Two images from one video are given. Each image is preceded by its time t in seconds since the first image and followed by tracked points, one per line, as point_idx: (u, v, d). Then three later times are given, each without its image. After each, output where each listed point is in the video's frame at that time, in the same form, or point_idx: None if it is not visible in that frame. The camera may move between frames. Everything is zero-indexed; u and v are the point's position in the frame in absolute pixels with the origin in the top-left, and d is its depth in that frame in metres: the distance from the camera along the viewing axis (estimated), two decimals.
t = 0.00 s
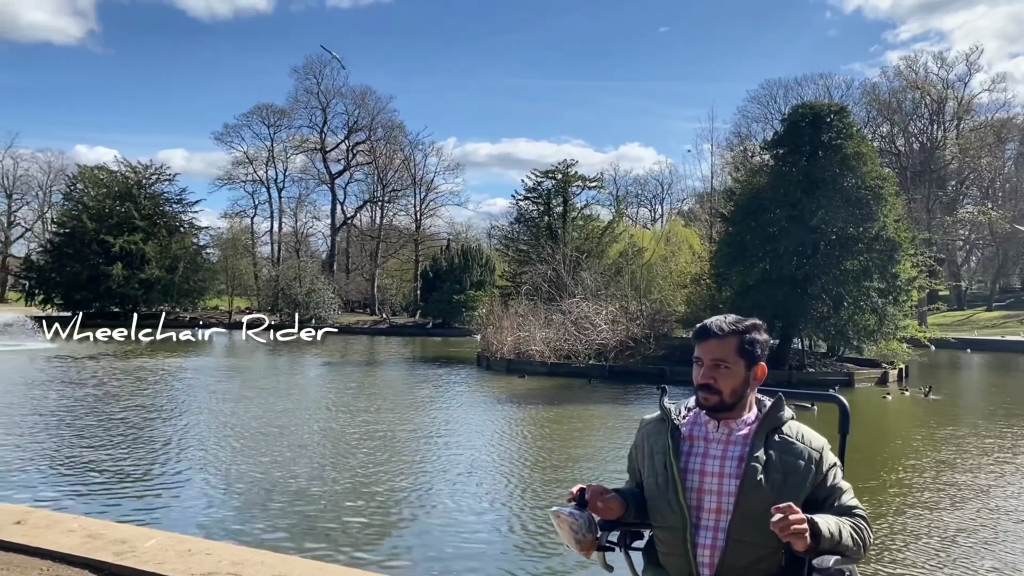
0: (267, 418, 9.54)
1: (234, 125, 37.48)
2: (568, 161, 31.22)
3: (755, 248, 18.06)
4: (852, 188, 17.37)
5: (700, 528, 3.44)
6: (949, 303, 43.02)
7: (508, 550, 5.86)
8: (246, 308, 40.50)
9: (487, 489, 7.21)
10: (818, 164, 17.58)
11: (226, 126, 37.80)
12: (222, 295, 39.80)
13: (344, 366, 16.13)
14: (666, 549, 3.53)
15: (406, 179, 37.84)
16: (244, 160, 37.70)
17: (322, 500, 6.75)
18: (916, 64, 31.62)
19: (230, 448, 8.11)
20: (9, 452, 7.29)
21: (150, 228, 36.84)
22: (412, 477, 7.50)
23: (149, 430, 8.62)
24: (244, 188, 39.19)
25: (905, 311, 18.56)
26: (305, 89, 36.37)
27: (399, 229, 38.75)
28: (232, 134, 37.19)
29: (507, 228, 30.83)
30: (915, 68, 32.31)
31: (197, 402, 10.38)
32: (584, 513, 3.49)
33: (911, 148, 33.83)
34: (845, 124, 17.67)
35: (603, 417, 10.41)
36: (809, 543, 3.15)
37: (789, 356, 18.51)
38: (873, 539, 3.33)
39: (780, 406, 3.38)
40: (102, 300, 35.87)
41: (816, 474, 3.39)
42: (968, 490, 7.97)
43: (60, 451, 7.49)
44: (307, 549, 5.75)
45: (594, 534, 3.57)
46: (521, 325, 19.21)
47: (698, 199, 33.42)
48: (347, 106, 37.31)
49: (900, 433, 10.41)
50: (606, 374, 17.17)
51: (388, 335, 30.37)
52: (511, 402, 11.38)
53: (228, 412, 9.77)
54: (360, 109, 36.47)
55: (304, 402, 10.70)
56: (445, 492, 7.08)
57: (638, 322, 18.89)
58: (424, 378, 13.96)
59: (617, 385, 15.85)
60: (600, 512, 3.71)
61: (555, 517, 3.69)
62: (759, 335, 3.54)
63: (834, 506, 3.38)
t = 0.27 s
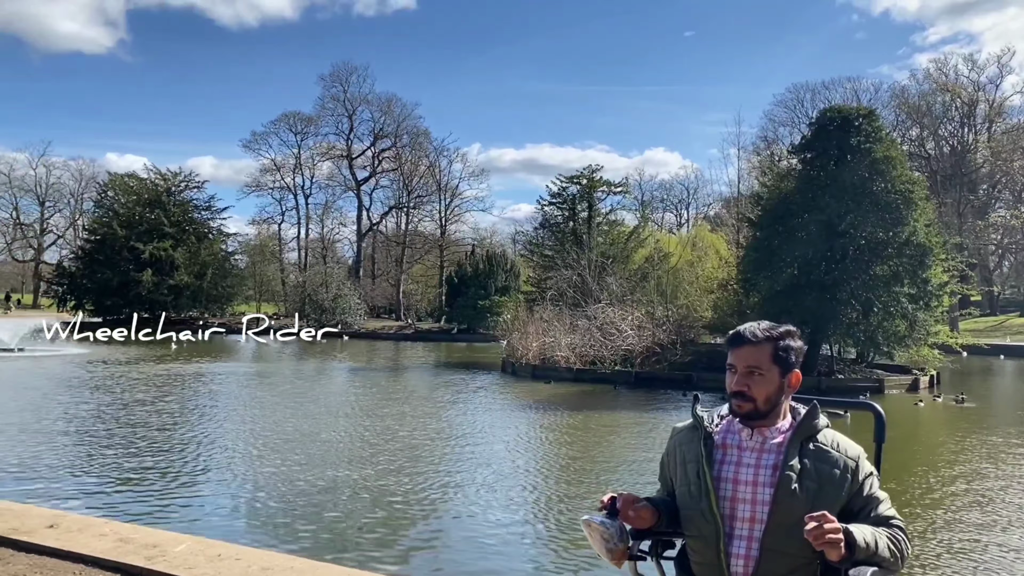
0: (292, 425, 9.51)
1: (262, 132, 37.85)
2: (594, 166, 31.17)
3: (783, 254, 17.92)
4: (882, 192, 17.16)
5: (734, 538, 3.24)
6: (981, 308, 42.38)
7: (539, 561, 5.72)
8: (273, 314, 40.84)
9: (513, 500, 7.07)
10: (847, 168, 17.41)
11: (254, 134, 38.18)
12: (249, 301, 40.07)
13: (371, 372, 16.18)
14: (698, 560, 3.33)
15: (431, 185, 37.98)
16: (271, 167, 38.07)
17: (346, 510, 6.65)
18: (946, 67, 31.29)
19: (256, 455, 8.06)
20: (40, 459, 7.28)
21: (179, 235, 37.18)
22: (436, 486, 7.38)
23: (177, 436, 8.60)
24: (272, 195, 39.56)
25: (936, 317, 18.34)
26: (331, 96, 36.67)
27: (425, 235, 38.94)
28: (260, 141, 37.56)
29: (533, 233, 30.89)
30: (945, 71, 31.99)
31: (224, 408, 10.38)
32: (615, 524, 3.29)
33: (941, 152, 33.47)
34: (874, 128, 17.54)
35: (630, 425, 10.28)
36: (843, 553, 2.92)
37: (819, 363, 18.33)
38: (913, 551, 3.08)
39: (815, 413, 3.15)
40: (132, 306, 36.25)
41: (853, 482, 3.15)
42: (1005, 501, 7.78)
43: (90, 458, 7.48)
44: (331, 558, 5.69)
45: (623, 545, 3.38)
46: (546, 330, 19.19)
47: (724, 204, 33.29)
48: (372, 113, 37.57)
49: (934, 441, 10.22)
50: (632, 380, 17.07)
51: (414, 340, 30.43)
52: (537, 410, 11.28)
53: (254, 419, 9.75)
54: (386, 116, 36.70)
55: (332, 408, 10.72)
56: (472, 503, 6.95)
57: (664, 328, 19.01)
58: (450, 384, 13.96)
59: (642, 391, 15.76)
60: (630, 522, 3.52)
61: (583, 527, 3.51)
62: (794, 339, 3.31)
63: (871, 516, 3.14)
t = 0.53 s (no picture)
0: (318, 431, 9.50)
1: (289, 141, 38.21)
2: (620, 172, 31.08)
3: (812, 260, 17.78)
4: (912, 197, 16.99)
5: (768, 548, 3.10)
6: (1015, 314, 41.69)
7: (571, 571, 5.64)
8: (300, 321, 41.12)
9: (540, 509, 6.98)
10: (878, 172, 17.18)
11: (281, 142, 38.55)
12: (278, 308, 40.39)
13: (398, 378, 16.23)
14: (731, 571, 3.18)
15: (457, 192, 38.09)
16: (299, 175, 38.41)
17: (372, 519, 6.60)
18: (978, 70, 30.89)
19: (284, 462, 8.05)
20: (73, 465, 7.33)
21: (208, 242, 37.57)
22: (463, 495, 7.32)
23: (206, 443, 8.63)
24: (299, 202, 39.91)
25: (969, 323, 18.11)
26: (358, 104, 36.94)
27: (450, 241, 39.10)
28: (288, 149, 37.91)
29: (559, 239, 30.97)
30: (977, 74, 31.58)
31: (252, 414, 10.41)
32: (647, 535, 3.13)
33: (973, 156, 33.06)
34: (904, 132, 17.36)
35: (659, 434, 10.16)
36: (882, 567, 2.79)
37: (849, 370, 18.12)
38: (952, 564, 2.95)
39: (851, 422, 3.00)
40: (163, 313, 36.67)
41: (890, 492, 3.00)
42: None
43: (121, 464, 7.51)
44: (361, 564, 5.69)
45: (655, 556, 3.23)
46: (573, 337, 19.16)
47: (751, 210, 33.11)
48: (398, 121, 37.81)
49: (969, 451, 10.03)
50: (659, 388, 16.98)
51: (439, 346, 30.48)
52: (564, 417, 11.20)
53: (281, 425, 9.76)
54: (411, 123, 36.90)
55: (361, 414, 10.76)
56: (498, 512, 6.87)
57: (691, 335, 18.66)
58: (477, 390, 13.98)
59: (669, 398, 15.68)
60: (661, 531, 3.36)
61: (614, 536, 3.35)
62: (829, 347, 3.16)
63: (909, 527, 2.99)
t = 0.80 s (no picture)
0: (344, 438, 9.49)
1: (317, 149, 38.55)
2: (646, 179, 30.93)
3: (841, 266, 17.65)
4: (943, 202, 16.81)
5: (802, 558, 2.92)
6: None
7: None
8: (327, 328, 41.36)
9: (568, 518, 6.91)
10: (907, 178, 17.09)
11: (309, 151, 38.91)
12: (306, 315, 40.68)
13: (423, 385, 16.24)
14: None
15: (482, 200, 38.18)
16: (326, 183, 38.75)
17: (397, 526, 6.56)
18: (1011, 73, 30.42)
19: (308, 469, 8.04)
20: (103, 470, 7.38)
21: (237, 250, 37.97)
22: (488, 503, 7.25)
23: (233, 449, 8.66)
24: (326, 210, 40.25)
25: (1003, 330, 17.79)
26: (384, 113, 37.24)
27: (475, 248, 39.22)
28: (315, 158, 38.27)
29: (584, 245, 30.84)
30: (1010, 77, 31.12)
31: (278, 421, 10.44)
32: (679, 544, 2.96)
33: (1007, 160, 32.59)
34: (936, 136, 17.16)
35: (687, 443, 10.04)
36: None
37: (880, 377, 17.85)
38: None
39: (887, 429, 2.82)
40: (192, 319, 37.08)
41: (928, 503, 2.82)
42: None
43: (150, 469, 7.56)
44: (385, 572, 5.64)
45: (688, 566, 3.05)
46: (599, 343, 19.08)
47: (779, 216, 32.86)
48: (423, 129, 38.03)
49: (1008, 462, 9.81)
50: (686, 396, 16.87)
51: (465, 353, 30.47)
52: (591, 425, 11.10)
53: (307, 432, 9.77)
54: (437, 131, 37.11)
55: (387, 421, 10.75)
56: (525, 521, 6.80)
57: (719, 341, 18.47)
58: (503, 397, 13.94)
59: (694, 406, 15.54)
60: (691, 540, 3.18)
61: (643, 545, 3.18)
62: (864, 353, 3.00)
63: (947, 538, 2.82)
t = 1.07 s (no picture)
0: (369, 445, 9.51)
1: (343, 157, 38.88)
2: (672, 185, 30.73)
3: (870, 273, 17.50)
4: (973, 207, 16.58)
5: (836, 569, 2.82)
6: None
7: None
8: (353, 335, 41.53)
9: (593, 528, 6.85)
10: (937, 184, 16.88)
11: (335, 159, 39.27)
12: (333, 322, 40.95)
13: (449, 392, 16.25)
14: None
15: (506, 207, 38.26)
16: (352, 191, 39.03)
17: (421, 534, 6.55)
18: None
19: (335, 476, 8.06)
20: (133, 476, 7.45)
21: (265, 257, 38.27)
22: (512, 512, 7.21)
23: (259, 455, 8.71)
24: (352, 217, 40.52)
25: None
26: (409, 121, 37.44)
27: (500, 256, 39.22)
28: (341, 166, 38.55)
29: (610, 252, 30.59)
30: None
31: (305, 427, 10.49)
32: (709, 551, 2.84)
33: None
34: (966, 141, 16.92)
35: (714, 452, 9.93)
36: None
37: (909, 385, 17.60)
38: None
39: (922, 438, 2.70)
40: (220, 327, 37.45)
41: (966, 513, 2.70)
42: None
43: (178, 476, 7.61)
44: None
45: None
46: (625, 351, 19.00)
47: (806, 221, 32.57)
48: (448, 137, 38.19)
49: None
50: (712, 404, 16.76)
51: (490, 360, 30.47)
52: (617, 434, 11.02)
53: (333, 438, 9.81)
54: (462, 139, 37.27)
55: (412, 428, 10.76)
56: (550, 530, 6.74)
57: (746, 349, 18.18)
58: (529, 405, 13.90)
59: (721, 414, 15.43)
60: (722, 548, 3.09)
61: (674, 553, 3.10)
62: (897, 361, 2.85)
63: (987, 550, 2.70)
